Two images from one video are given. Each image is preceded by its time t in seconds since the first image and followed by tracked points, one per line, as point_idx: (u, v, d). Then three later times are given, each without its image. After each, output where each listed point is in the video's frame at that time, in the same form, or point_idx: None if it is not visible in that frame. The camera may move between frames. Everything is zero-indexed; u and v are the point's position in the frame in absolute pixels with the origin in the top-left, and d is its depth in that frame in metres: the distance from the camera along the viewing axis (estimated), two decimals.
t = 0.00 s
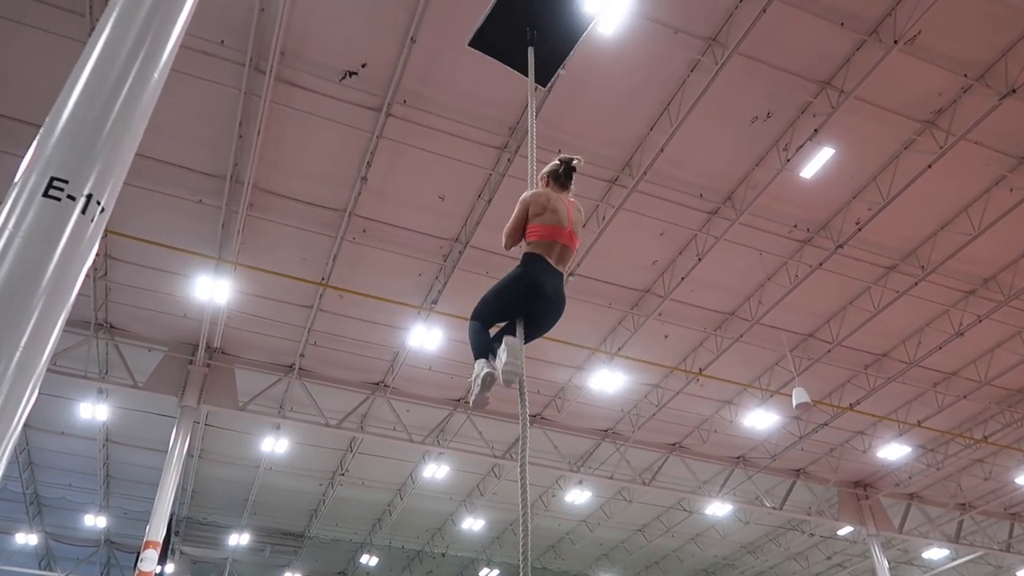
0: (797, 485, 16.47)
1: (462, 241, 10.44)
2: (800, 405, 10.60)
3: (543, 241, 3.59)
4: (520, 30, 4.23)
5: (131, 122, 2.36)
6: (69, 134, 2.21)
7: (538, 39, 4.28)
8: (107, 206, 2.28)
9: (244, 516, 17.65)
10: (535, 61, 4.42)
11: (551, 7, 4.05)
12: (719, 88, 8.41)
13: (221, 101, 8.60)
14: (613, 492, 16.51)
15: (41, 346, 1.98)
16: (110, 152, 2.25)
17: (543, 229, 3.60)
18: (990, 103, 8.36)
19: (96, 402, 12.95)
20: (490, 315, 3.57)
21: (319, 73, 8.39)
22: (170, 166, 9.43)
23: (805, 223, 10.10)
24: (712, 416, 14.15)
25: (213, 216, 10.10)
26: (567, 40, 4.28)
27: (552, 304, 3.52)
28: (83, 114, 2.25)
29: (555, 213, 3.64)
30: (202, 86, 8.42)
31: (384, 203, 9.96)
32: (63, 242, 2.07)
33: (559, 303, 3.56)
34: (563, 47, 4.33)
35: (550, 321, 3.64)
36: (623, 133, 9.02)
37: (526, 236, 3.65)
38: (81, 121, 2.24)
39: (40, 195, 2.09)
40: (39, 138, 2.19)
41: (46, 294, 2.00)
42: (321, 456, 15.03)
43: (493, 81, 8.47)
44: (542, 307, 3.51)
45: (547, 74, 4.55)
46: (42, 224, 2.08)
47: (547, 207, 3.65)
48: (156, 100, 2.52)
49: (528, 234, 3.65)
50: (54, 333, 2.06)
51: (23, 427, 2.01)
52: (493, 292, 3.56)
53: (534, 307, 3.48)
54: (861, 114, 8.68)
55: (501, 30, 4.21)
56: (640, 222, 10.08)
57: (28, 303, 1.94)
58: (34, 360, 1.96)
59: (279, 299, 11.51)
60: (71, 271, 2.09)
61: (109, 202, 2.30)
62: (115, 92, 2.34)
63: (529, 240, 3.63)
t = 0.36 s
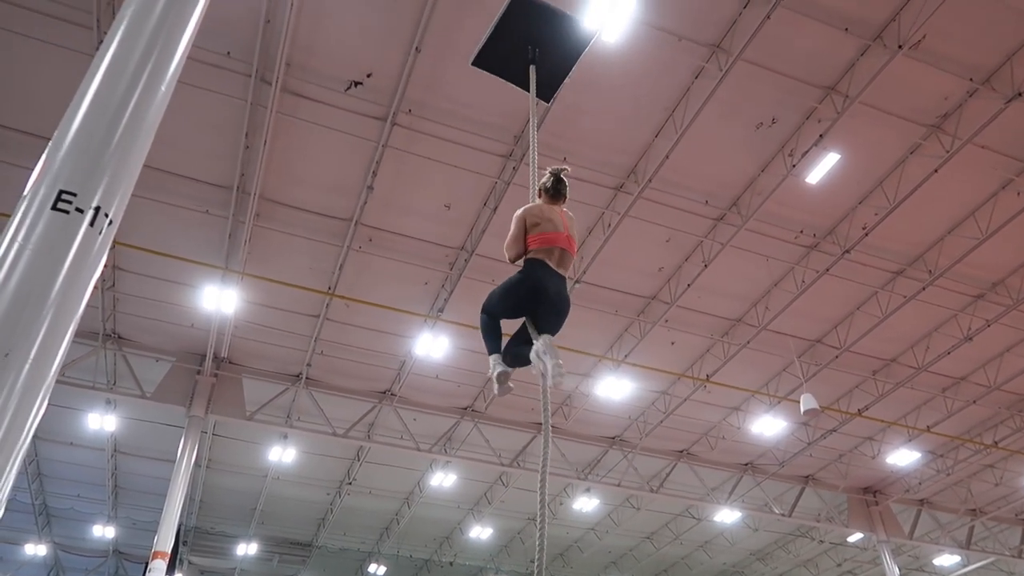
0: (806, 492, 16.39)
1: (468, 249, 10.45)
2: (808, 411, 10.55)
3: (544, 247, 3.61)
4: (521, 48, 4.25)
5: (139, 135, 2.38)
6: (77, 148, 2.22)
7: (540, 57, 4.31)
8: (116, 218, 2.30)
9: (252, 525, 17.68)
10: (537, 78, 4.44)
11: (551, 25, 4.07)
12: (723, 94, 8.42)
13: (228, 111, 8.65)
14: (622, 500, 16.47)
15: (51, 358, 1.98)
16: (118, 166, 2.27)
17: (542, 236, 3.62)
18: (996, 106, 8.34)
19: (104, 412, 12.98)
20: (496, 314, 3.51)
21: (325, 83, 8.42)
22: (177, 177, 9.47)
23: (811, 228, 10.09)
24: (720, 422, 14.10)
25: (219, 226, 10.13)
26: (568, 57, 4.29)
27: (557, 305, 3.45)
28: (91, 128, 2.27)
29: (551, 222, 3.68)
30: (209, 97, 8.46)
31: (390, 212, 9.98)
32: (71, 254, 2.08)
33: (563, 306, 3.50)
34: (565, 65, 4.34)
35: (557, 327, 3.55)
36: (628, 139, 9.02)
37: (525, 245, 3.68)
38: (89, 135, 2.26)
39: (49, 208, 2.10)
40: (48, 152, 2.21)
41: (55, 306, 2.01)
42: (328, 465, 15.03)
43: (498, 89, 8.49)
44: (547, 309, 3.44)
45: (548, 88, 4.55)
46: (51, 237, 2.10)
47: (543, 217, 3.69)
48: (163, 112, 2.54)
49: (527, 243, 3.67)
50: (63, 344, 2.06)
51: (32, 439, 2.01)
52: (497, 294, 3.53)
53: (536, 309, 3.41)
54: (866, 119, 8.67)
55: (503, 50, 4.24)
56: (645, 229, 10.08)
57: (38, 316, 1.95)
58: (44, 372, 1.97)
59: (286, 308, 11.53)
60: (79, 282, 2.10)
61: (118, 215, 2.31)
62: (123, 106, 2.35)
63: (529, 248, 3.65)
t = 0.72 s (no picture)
0: (815, 499, 16.31)
1: (473, 259, 10.46)
2: (815, 418, 10.50)
3: (548, 260, 3.61)
4: (523, 59, 4.28)
5: (145, 150, 2.40)
6: (84, 163, 2.24)
7: (542, 67, 4.33)
8: (123, 232, 2.31)
9: (259, 537, 17.66)
10: (541, 87, 4.46)
11: (554, 37, 4.09)
12: (726, 102, 8.43)
13: (233, 124, 8.70)
14: (629, 508, 16.41)
15: (59, 371, 1.98)
16: (125, 180, 2.28)
17: (546, 248, 3.63)
18: (1000, 111, 8.34)
19: (111, 424, 13.01)
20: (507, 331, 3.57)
21: (329, 95, 8.47)
22: (183, 189, 9.52)
23: (816, 235, 10.08)
24: (728, 430, 14.05)
25: (225, 237, 10.17)
26: (569, 66, 4.30)
27: (559, 315, 3.44)
28: (99, 144, 2.28)
29: (555, 235, 3.70)
30: (214, 110, 8.52)
31: (395, 222, 10.01)
32: (79, 268, 2.09)
33: (570, 314, 3.51)
34: (567, 73, 4.35)
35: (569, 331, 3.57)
36: (632, 147, 9.04)
37: (530, 258, 3.68)
38: (97, 150, 2.28)
39: (57, 223, 2.12)
40: (56, 167, 2.22)
41: (63, 320, 2.01)
42: (334, 476, 15.02)
43: (501, 100, 8.52)
44: (551, 321, 3.44)
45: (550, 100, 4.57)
46: (59, 251, 2.11)
47: (550, 231, 3.69)
48: (169, 127, 2.55)
49: (532, 255, 3.67)
50: (71, 358, 2.07)
51: (41, 453, 2.00)
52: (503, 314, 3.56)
53: (542, 325, 3.44)
54: (870, 125, 8.67)
55: (505, 61, 4.27)
56: (650, 238, 10.08)
57: (46, 330, 1.95)
58: (53, 386, 1.97)
59: (292, 319, 11.56)
60: (87, 296, 2.11)
61: (125, 229, 2.33)
62: (129, 121, 2.37)
63: (533, 260, 3.65)
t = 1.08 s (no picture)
0: (820, 506, 16.24)
1: (477, 265, 10.47)
2: (820, 425, 10.47)
3: (556, 261, 3.66)
4: (536, 62, 4.30)
5: (152, 155, 2.40)
6: (92, 169, 2.24)
7: (555, 69, 4.34)
8: (129, 236, 2.32)
9: (262, 543, 17.63)
10: (554, 89, 4.47)
11: (564, 37, 4.10)
12: (731, 108, 8.44)
13: (238, 130, 8.73)
14: (633, 515, 16.36)
15: (65, 375, 1.99)
16: (132, 185, 2.29)
17: (555, 251, 3.68)
18: (1005, 118, 8.33)
19: (115, 429, 13.02)
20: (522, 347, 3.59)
21: (334, 101, 8.50)
22: (188, 195, 9.55)
23: (820, 241, 10.06)
24: (732, 436, 14.02)
25: (230, 243, 10.19)
26: (583, 65, 4.30)
27: (569, 321, 3.49)
28: (106, 149, 2.29)
29: (567, 238, 3.74)
30: (220, 116, 8.54)
31: (399, 228, 10.02)
32: (86, 273, 2.10)
33: (580, 320, 3.53)
34: (580, 74, 4.37)
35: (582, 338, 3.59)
36: (636, 153, 9.04)
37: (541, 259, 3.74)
38: (104, 155, 2.28)
39: (64, 228, 2.12)
40: (63, 171, 2.23)
41: (69, 324, 2.02)
42: (338, 482, 15.00)
43: (506, 106, 8.54)
44: (561, 327, 3.48)
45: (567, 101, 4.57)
46: (66, 256, 2.11)
47: (561, 233, 3.74)
48: (176, 133, 2.56)
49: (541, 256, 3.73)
50: (77, 362, 2.08)
51: (46, 457, 2.01)
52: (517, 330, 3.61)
53: (552, 333, 3.48)
54: (875, 131, 8.66)
55: (519, 66, 4.29)
56: (655, 244, 10.08)
57: (52, 335, 1.96)
58: (58, 390, 1.98)
59: (296, 324, 11.57)
60: (93, 300, 2.12)
61: (131, 233, 2.33)
62: (137, 126, 2.37)
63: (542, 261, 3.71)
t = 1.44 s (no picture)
0: (823, 507, 16.22)
1: (480, 265, 10.47)
2: (823, 426, 10.46)
3: (558, 249, 3.73)
4: (538, 59, 4.29)
5: (156, 156, 2.41)
6: (95, 168, 2.25)
7: (558, 65, 4.33)
8: (132, 236, 2.32)
9: (265, 542, 17.66)
10: (558, 86, 4.47)
11: (565, 30, 4.10)
12: (734, 108, 8.42)
13: (241, 130, 8.74)
14: (635, 516, 16.36)
15: (69, 374, 1.99)
16: (136, 186, 2.30)
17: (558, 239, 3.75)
18: (1009, 118, 8.31)
19: (118, 429, 13.04)
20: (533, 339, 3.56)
21: (337, 101, 8.50)
22: (191, 195, 9.56)
23: (824, 242, 10.05)
24: (735, 437, 14.00)
25: (232, 243, 10.20)
26: (586, 61, 4.29)
27: (581, 310, 3.52)
28: (110, 150, 2.29)
29: (571, 226, 3.78)
30: (222, 116, 8.55)
31: (402, 228, 10.03)
32: (89, 272, 2.10)
33: (593, 309, 3.57)
34: (582, 70, 4.37)
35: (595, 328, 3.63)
36: (639, 154, 9.03)
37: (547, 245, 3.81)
38: (107, 155, 2.28)
39: (67, 227, 2.12)
40: (67, 170, 2.24)
41: (72, 324, 2.02)
42: (340, 482, 15.01)
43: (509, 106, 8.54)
44: (572, 317, 3.50)
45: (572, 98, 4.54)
46: (69, 254, 2.12)
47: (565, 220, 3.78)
48: (179, 133, 2.56)
49: (546, 242, 3.81)
50: (80, 362, 2.08)
51: (50, 457, 2.01)
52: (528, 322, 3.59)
53: (566, 323, 3.49)
54: (878, 131, 8.64)
55: (521, 63, 4.30)
56: (658, 244, 10.07)
57: (55, 334, 1.96)
58: (62, 389, 1.97)
59: (299, 325, 11.58)
60: (97, 299, 2.12)
61: (134, 233, 2.34)
62: (139, 126, 2.38)
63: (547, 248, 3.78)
